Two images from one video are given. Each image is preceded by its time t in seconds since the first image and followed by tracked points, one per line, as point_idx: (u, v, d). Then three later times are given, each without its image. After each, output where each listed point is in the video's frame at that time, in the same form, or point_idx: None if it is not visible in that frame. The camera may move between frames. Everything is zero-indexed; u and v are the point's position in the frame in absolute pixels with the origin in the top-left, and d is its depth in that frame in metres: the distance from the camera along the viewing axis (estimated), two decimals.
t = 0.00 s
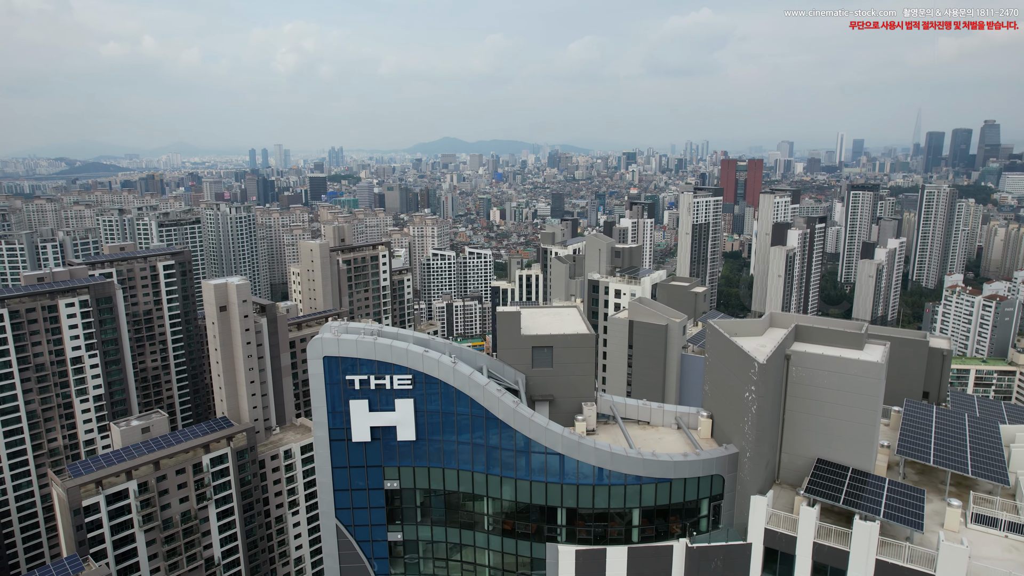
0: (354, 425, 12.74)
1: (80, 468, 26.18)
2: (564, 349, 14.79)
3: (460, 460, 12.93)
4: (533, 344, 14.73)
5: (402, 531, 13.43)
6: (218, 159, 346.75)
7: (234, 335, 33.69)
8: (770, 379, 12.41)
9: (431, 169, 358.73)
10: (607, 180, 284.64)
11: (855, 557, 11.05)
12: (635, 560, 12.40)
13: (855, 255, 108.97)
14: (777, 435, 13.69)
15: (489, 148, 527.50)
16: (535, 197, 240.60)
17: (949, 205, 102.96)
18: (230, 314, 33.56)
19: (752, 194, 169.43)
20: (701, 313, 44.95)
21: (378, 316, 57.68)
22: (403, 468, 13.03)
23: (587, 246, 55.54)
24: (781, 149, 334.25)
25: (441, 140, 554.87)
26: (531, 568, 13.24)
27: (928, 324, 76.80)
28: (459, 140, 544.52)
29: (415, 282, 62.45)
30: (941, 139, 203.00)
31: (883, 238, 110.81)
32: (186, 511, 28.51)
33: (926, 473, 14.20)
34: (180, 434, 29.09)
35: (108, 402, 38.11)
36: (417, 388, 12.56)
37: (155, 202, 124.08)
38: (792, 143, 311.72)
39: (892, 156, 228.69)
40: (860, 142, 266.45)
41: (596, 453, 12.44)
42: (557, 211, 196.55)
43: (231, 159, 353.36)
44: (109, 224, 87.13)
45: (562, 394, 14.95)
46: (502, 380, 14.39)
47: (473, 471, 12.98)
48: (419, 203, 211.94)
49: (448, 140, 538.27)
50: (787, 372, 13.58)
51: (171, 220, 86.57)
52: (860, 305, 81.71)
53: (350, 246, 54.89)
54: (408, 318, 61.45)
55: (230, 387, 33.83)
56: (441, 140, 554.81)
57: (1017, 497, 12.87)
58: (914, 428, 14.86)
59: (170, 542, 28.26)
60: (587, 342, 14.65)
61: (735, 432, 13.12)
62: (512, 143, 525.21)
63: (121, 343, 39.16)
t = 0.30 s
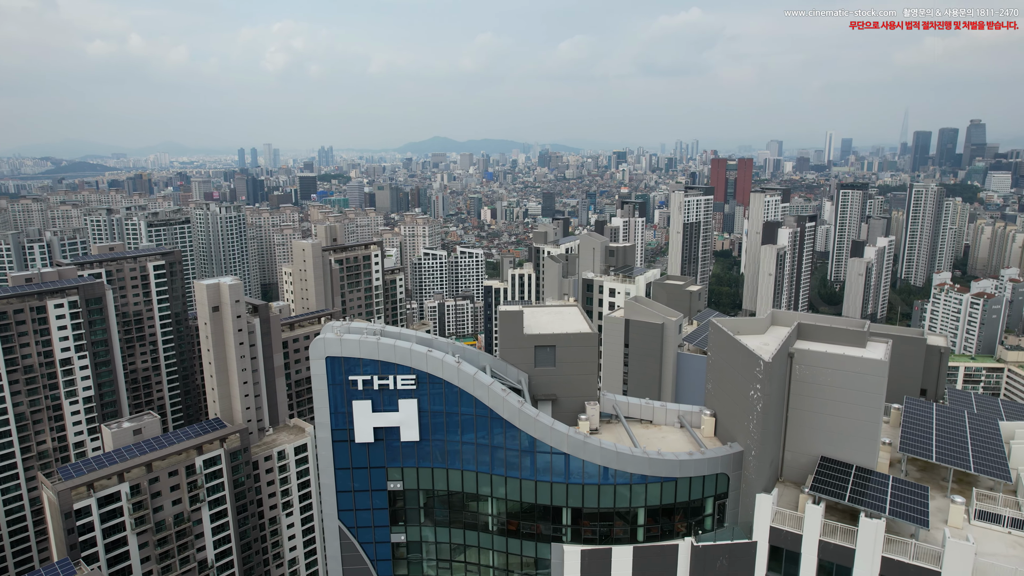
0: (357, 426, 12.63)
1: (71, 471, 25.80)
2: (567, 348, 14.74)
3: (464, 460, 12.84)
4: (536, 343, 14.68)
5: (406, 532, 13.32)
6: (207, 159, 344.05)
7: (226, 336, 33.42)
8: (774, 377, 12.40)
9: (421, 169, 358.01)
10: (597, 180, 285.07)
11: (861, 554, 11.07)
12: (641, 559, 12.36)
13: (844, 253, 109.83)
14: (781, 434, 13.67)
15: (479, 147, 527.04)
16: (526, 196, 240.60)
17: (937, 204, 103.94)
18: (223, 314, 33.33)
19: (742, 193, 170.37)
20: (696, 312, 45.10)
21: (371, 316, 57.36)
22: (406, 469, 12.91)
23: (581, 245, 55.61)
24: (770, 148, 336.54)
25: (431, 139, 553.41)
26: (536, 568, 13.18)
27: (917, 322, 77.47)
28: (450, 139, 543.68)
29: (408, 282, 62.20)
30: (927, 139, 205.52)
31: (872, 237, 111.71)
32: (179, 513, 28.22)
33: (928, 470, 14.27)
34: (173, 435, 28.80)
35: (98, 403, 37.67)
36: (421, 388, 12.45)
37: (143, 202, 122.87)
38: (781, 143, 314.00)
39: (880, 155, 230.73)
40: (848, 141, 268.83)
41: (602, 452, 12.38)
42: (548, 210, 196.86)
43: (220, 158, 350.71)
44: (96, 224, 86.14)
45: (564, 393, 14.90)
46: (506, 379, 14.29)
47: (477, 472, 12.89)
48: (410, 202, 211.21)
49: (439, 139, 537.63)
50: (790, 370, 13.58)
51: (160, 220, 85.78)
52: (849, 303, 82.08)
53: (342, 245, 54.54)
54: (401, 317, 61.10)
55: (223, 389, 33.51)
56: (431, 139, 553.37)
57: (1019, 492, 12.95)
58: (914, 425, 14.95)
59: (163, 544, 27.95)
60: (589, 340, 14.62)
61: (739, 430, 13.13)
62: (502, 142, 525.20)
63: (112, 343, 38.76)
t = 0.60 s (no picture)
0: (360, 426, 12.50)
1: (62, 474, 25.46)
2: (571, 347, 14.65)
3: (469, 460, 12.75)
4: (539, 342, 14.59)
5: (409, 533, 13.21)
6: (195, 158, 341.21)
7: (219, 336, 33.03)
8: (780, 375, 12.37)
9: (412, 168, 357.08)
10: (587, 179, 285.61)
11: (867, 552, 11.08)
12: (646, 559, 12.32)
13: (834, 252, 110.69)
14: (785, 433, 13.66)
15: (470, 146, 526.36)
16: (517, 195, 240.68)
17: (925, 202, 104.83)
18: (215, 315, 32.86)
19: (732, 192, 171.30)
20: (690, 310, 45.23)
21: (363, 315, 57.09)
22: (410, 470, 12.80)
23: (575, 244, 55.55)
24: (759, 147, 338.98)
25: (421, 138, 552.00)
26: (541, 568, 13.11)
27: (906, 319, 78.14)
28: (440, 138, 542.69)
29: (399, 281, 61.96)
30: (914, 138, 207.82)
31: (861, 235, 112.63)
32: (172, 515, 27.91)
33: (929, 467, 14.32)
34: (166, 436, 28.51)
35: (88, 405, 37.20)
36: (425, 389, 12.35)
37: (130, 201, 121.54)
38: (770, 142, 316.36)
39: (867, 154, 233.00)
40: (836, 140, 270.93)
41: (607, 451, 12.34)
42: (538, 209, 197.03)
43: (208, 158, 347.92)
44: (84, 224, 85.20)
45: (567, 392, 14.83)
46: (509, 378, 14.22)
47: (482, 472, 12.81)
48: (401, 202, 210.56)
49: (429, 138, 536.44)
50: (794, 369, 13.56)
51: (149, 220, 84.98)
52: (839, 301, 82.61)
53: (334, 245, 54.15)
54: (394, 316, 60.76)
55: (215, 390, 33.15)
56: (421, 138, 551.94)
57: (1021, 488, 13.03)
58: (916, 423, 15.01)
59: (156, 547, 27.63)
60: (592, 339, 14.54)
61: (743, 429, 13.12)
62: (493, 141, 524.91)
63: (101, 345, 38.29)
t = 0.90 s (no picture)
0: (363, 427, 12.39)
1: (52, 477, 25.12)
2: (574, 345, 14.63)
3: (472, 460, 12.69)
4: (542, 341, 14.55)
5: (413, 534, 13.12)
6: (184, 158, 338.51)
7: (212, 336, 32.77)
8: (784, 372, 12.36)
9: (402, 168, 355.90)
10: (578, 178, 286.05)
11: (872, 548, 11.13)
12: (653, 558, 12.27)
13: (824, 250, 111.50)
14: (788, 430, 13.66)
15: (461, 145, 525.25)
16: (508, 195, 240.57)
17: (913, 201, 105.58)
18: (208, 315, 32.67)
19: (723, 191, 172.14)
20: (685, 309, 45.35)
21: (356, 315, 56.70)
22: (414, 471, 12.71)
23: (569, 243, 55.62)
24: (749, 147, 341.01)
25: (411, 138, 550.18)
26: (545, 569, 13.05)
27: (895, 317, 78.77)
28: (430, 138, 541.44)
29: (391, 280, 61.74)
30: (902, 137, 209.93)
31: (851, 234, 113.41)
32: (165, 517, 27.62)
33: (931, 464, 14.38)
34: (158, 438, 28.20)
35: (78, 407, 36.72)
36: (429, 388, 12.26)
37: (117, 202, 120.30)
38: (760, 141, 318.27)
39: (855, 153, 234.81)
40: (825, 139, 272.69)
41: (613, 450, 12.30)
42: (529, 209, 197.08)
43: (197, 157, 345.24)
44: (71, 224, 84.30)
45: (571, 391, 14.77)
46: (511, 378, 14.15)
47: (486, 472, 12.74)
48: (391, 201, 209.90)
49: (419, 138, 535.38)
50: (797, 365, 13.55)
51: (138, 219, 84.20)
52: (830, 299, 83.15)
53: (325, 244, 53.80)
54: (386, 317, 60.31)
55: (208, 391, 32.78)
56: (411, 138, 550.12)
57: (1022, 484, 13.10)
58: (916, 420, 15.05)
59: (148, 549, 27.33)
60: (596, 336, 14.49)
61: (747, 427, 13.14)
62: (483, 140, 524.27)
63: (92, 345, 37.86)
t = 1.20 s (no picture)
0: (367, 427, 12.28)
1: (43, 479, 24.77)
2: (577, 344, 14.57)
3: (477, 460, 12.60)
4: (545, 340, 14.49)
5: (417, 535, 13.03)
6: (172, 157, 335.67)
7: (204, 337, 32.35)
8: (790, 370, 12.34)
9: (392, 167, 354.59)
10: (569, 177, 286.41)
11: (878, 545, 11.15)
12: (658, 556, 12.26)
13: (814, 248, 112.15)
14: (791, 428, 13.67)
15: (452, 144, 524.17)
16: (498, 194, 240.48)
17: (902, 200, 106.52)
18: (201, 315, 32.17)
19: (713, 190, 172.85)
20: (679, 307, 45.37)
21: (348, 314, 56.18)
22: (418, 471, 12.61)
23: (563, 241, 55.51)
24: (738, 145, 342.73)
25: (402, 137, 548.48)
26: (550, 568, 13.00)
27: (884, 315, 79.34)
28: (420, 137, 540.17)
29: (383, 280, 61.37)
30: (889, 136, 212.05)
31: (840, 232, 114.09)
32: (158, 519, 27.34)
33: (931, 461, 14.47)
34: (151, 439, 27.91)
35: (68, 408, 36.28)
36: (433, 387, 12.17)
37: (106, 201, 119.11)
38: (749, 140, 320.01)
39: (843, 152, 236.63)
40: (814, 138, 274.54)
41: (619, 449, 12.26)
42: (520, 208, 197.11)
43: (185, 157, 342.50)
44: (57, 224, 83.25)
45: (573, 390, 14.72)
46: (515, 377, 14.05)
47: (491, 472, 12.65)
48: (382, 200, 208.99)
49: (410, 137, 533.89)
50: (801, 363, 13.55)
51: (127, 219, 83.29)
52: (819, 296, 83.79)
53: (317, 244, 53.35)
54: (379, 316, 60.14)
55: (200, 392, 32.54)
56: (402, 137, 548.41)
57: None
58: (918, 418, 15.07)
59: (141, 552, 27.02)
60: (598, 335, 14.45)
61: (751, 425, 13.14)
62: (473, 139, 523.52)
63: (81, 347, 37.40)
